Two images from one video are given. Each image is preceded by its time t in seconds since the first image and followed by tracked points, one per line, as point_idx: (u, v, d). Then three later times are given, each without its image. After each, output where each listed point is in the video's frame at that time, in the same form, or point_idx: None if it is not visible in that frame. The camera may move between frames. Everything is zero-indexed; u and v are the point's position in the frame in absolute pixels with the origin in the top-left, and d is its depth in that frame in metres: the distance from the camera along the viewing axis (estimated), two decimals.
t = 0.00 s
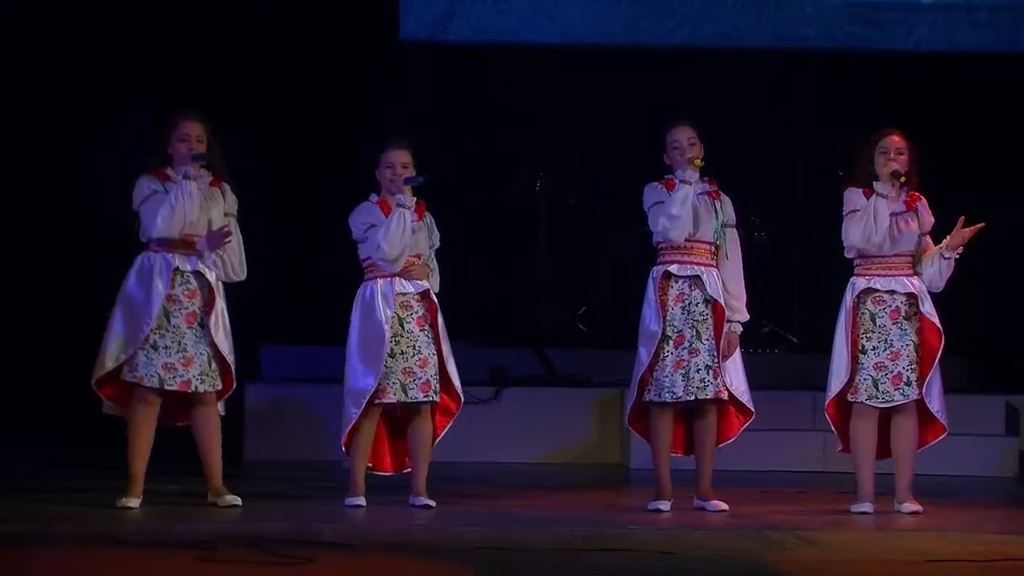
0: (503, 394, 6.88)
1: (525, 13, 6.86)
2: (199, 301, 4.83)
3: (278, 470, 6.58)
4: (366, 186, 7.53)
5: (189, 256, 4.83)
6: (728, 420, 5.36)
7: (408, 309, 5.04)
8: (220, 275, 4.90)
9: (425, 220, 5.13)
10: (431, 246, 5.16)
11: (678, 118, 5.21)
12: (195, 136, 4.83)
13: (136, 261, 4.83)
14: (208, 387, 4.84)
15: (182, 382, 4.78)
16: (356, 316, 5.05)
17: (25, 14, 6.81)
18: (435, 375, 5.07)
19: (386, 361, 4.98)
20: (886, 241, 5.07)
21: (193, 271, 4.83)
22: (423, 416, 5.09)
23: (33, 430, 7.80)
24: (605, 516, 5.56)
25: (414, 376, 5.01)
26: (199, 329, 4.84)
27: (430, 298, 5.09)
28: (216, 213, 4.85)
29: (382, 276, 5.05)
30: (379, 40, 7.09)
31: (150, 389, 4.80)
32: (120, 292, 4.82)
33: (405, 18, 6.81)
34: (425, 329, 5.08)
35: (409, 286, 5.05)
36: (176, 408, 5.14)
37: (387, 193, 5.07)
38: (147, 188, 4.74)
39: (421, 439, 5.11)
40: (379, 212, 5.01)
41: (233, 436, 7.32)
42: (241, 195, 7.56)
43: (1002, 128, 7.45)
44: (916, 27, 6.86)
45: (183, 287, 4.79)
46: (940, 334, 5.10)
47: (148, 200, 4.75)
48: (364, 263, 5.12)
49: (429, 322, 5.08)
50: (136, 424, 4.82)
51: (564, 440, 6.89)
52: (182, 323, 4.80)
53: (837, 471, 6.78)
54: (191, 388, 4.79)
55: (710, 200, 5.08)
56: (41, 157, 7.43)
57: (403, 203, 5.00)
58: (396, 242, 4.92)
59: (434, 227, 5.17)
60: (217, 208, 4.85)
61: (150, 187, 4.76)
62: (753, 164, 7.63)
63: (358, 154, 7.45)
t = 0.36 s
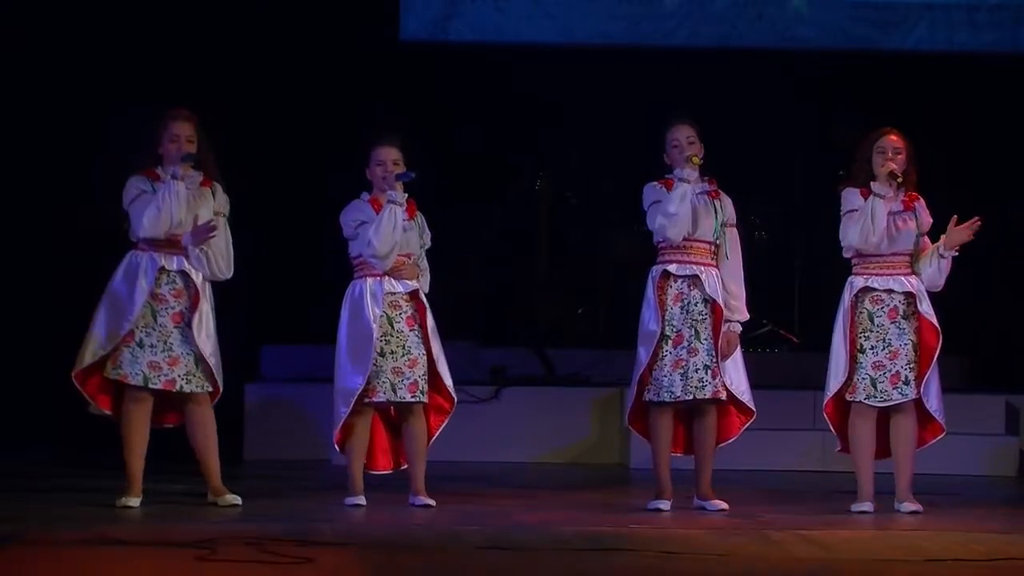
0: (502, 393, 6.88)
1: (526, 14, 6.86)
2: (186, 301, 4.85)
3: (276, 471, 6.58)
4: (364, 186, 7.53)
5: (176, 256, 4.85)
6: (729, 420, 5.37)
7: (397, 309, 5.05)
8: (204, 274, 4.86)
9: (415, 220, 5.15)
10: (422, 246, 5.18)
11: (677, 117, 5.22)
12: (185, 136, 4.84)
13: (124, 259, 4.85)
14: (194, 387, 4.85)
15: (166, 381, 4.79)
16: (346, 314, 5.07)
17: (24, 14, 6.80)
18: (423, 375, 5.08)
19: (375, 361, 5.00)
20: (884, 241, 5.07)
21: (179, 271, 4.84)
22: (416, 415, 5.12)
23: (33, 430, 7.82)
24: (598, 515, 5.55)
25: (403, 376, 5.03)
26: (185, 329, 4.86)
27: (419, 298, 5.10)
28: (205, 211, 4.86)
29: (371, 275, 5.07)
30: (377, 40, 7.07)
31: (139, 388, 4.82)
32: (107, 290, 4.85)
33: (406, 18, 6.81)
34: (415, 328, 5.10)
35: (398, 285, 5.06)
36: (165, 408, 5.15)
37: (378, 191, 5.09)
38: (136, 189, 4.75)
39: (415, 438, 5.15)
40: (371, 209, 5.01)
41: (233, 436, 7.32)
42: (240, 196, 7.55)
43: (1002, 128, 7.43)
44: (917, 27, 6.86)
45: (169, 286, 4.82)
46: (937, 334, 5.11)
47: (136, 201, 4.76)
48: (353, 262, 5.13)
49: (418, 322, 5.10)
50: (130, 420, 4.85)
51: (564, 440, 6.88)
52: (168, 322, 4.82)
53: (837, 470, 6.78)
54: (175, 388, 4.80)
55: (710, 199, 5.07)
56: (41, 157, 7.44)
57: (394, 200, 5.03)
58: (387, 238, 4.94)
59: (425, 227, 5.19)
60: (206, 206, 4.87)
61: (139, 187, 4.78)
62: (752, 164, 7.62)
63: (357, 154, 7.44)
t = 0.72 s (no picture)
0: (500, 393, 6.88)
1: (523, 14, 6.83)
2: (190, 300, 4.85)
3: (273, 471, 6.58)
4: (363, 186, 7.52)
5: (180, 255, 4.84)
6: (729, 419, 5.39)
7: (390, 308, 5.06)
8: (210, 273, 4.85)
9: (415, 220, 5.13)
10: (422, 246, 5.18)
11: (678, 117, 5.22)
12: (186, 134, 4.84)
13: (131, 259, 4.86)
14: (199, 386, 4.87)
15: (171, 381, 4.81)
16: (340, 311, 5.08)
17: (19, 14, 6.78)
18: (416, 376, 5.09)
19: (365, 360, 5.01)
20: (882, 242, 5.08)
21: (182, 270, 4.83)
22: (411, 415, 5.12)
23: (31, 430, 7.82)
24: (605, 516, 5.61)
25: (393, 376, 5.04)
26: (191, 328, 4.86)
27: (412, 298, 5.09)
28: (208, 209, 4.82)
29: (365, 275, 5.06)
30: (373, 40, 7.04)
31: (144, 388, 4.83)
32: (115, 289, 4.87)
33: (403, 18, 6.79)
34: (408, 329, 5.10)
35: (390, 285, 5.06)
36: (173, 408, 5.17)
37: (374, 190, 5.10)
38: (138, 189, 4.76)
39: (412, 439, 5.14)
40: (365, 208, 5.03)
41: (231, 435, 7.33)
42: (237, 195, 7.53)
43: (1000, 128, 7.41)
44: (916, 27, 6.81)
45: (172, 285, 4.82)
46: (935, 332, 5.12)
47: (139, 201, 4.78)
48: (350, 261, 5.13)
49: (412, 323, 5.10)
50: (134, 421, 4.85)
51: (561, 440, 6.88)
52: (173, 321, 4.83)
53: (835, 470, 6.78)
54: (181, 387, 4.82)
55: (710, 199, 5.07)
56: (40, 156, 7.43)
57: (386, 200, 5.04)
58: (377, 240, 4.96)
59: (425, 227, 5.17)
60: (210, 204, 4.82)
61: (141, 187, 4.79)
62: (751, 164, 7.60)
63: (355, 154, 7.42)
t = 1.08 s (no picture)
0: (494, 393, 6.88)
1: (518, 14, 6.81)
2: (202, 300, 4.86)
3: (269, 471, 6.59)
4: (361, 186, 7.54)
5: (191, 256, 4.85)
6: (726, 418, 5.41)
7: (394, 308, 5.08)
8: (221, 273, 4.87)
9: (420, 218, 5.11)
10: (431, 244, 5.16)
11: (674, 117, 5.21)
12: (193, 133, 4.83)
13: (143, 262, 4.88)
14: (214, 385, 4.89)
15: (187, 381, 4.82)
16: (345, 312, 5.07)
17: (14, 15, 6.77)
18: (419, 375, 5.10)
19: (367, 361, 5.03)
20: (879, 245, 5.10)
21: (194, 271, 4.85)
22: (411, 415, 5.14)
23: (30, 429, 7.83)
24: (599, 515, 5.62)
25: (395, 376, 5.06)
26: (204, 327, 4.87)
27: (416, 298, 5.10)
28: (217, 209, 4.81)
29: (368, 275, 5.07)
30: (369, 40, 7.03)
31: (152, 389, 4.84)
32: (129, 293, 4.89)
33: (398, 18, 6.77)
34: (412, 329, 5.11)
35: (392, 284, 5.06)
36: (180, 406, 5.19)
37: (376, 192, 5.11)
38: (147, 191, 4.78)
39: (411, 440, 5.16)
40: (366, 211, 5.01)
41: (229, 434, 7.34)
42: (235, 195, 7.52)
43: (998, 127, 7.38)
44: (913, 26, 6.75)
45: (185, 286, 4.83)
46: (935, 333, 5.14)
47: (149, 202, 4.79)
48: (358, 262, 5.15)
49: (416, 322, 5.10)
50: (137, 422, 4.86)
51: (554, 440, 6.87)
52: (185, 322, 4.84)
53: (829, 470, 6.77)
54: (196, 387, 4.84)
55: (708, 200, 5.07)
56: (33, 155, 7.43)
57: (384, 204, 5.04)
58: (374, 246, 4.94)
59: (430, 225, 5.14)
60: (218, 204, 4.82)
61: (151, 189, 4.80)
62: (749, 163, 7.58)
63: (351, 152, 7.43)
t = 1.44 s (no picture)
0: (476, 394, 6.84)
1: (500, 14, 6.81)
2: (194, 300, 4.84)
3: (250, 471, 6.58)
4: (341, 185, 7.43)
5: (183, 256, 4.83)
6: (706, 419, 5.41)
7: (390, 310, 5.07)
8: (213, 269, 4.87)
9: (410, 215, 5.14)
10: (419, 242, 5.16)
11: (653, 115, 5.23)
12: (181, 132, 4.81)
13: (132, 263, 4.84)
14: (205, 384, 4.86)
15: (177, 381, 4.80)
16: (340, 313, 5.08)
17: None
18: (416, 375, 5.10)
19: (365, 362, 5.01)
20: (863, 242, 5.14)
21: (187, 270, 4.82)
22: (400, 415, 5.15)
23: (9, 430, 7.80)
24: (581, 515, 5.67)
25: (393, 377, 5.05)
26: (195, 327, 4.85)
27: (413, 299, 5.10)
28: (208, 208, 4.80)
29: (364, 278, 5.06)
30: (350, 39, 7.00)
31: (144, 390, 4.80)
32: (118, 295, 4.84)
33: (379, 18, 6.76)
34: (408, 329, 5.11)
35: (390, 286, 5.06)
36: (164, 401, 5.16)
37: (367, 191, 5.10)
38: (138, 190, 4.73)
39: (396, 439, 5.18)
40: (359, 210, 5.01)
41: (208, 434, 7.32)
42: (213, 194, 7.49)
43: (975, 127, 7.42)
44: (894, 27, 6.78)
45: (178, 286, 4.80)
46: (917, 335, 5.17)
47: (140, 201, 4.74)
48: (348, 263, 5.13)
49: (412, 323, 5.10)
50: (120, 423, 4.83)
51: (533, 441, 6.87)
52: (177, 323, 4.80)
53: (811, 470, 6.78)
54: (187, 387, 4.81)
55: (690, 197, 5.11)
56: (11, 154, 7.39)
57: (379, 200, 5.03)
58: (372, 240, 4.95)
59: (419, 221, 5.17)
60: (209, 203, 4.82)
61: (140, 188, 4.76)
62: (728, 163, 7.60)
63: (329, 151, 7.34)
